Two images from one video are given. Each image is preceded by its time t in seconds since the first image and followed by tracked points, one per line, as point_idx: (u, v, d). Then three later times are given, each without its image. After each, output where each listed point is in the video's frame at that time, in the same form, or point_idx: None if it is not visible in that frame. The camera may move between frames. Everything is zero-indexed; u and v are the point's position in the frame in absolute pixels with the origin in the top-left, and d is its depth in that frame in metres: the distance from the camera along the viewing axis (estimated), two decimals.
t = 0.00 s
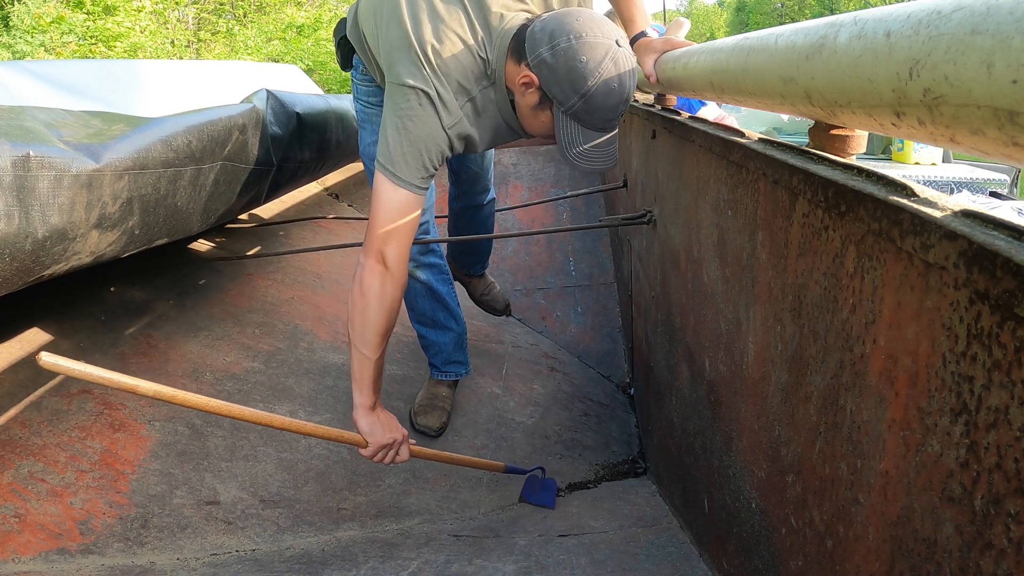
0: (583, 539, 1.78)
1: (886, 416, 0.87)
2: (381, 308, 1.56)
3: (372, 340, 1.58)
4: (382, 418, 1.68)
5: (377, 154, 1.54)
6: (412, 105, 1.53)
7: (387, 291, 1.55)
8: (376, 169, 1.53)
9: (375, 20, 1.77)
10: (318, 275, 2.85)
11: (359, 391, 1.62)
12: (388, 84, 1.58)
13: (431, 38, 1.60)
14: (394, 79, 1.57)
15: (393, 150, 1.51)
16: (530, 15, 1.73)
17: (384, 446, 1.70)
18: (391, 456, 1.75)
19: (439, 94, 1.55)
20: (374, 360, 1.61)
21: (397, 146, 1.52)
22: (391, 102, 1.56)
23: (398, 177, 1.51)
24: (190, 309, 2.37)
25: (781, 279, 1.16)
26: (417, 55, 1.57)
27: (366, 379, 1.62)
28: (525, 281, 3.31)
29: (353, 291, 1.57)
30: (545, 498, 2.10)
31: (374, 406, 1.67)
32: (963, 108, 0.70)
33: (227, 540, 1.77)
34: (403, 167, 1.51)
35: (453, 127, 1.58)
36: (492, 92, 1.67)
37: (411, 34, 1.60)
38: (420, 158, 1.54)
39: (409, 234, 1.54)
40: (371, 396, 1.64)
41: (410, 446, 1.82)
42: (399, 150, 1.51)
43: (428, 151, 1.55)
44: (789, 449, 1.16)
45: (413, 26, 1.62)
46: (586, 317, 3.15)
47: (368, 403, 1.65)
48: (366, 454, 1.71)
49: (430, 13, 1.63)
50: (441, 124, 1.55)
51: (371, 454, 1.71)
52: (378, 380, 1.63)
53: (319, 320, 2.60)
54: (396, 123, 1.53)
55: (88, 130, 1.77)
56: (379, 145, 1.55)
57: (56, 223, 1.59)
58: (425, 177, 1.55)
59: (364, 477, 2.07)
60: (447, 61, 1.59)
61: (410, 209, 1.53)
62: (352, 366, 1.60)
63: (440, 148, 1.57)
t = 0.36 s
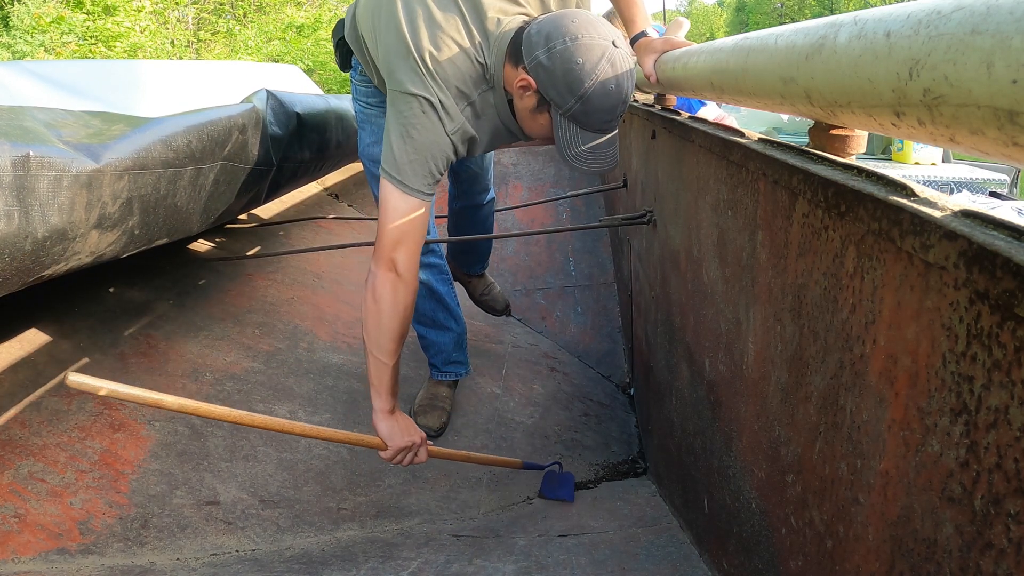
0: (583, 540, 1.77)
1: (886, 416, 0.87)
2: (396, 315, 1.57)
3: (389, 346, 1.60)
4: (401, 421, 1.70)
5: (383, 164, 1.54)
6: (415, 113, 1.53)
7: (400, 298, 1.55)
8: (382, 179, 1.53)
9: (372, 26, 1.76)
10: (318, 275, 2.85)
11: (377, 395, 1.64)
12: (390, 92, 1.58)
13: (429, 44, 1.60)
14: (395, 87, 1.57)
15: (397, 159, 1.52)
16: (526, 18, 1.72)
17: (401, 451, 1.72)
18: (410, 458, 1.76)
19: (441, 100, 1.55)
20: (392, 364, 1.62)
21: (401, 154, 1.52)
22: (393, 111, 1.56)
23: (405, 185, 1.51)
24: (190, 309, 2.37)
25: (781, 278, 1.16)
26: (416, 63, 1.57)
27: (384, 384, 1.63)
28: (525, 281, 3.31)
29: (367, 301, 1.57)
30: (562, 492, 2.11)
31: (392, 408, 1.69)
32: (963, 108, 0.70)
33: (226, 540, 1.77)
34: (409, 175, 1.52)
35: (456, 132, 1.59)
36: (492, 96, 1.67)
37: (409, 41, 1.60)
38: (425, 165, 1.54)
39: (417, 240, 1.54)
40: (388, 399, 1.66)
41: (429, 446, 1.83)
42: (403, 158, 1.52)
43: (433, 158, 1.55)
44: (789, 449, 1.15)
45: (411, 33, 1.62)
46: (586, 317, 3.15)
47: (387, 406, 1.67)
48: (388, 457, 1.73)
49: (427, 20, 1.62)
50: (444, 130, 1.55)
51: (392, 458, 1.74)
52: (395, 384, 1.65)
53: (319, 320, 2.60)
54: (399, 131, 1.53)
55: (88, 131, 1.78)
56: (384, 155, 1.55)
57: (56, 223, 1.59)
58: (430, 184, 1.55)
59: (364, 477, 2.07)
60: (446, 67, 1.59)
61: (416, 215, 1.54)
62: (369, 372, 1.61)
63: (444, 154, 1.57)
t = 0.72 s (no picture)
0: (583, 539, 1.77)
1: (886, 416, 0.87)
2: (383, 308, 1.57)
3: (376, 339, 1.59)
4: (391, 417, 1.70)
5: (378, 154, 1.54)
6: (413, 105, 1.53)
7: (388, 293, 1.55)
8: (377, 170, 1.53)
9: (374, 20, 1.76)
10: (318, 275, 2.85)
11: (367, 391, 1.64)
12: (389, 84, 1.58)
13: (431, 38, 1.60)
14: (396, 80, 1.57)
15: (394, 151, 1.51)
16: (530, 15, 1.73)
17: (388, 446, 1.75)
18: (400, 454, 1.79)
19: (440, 94, 1.55)
20: (380, 361, 1.62)
21: (399, 146, 1.52)
22: (392, 102, 1.56)
23: (400, 178, 1.51)
24: (189, 309, 2.37)
25: (781, 279, 1.16)
26: (418, 56, 1.57)
27: (371, 381, 1.63)
28: (525, 281, 3.31)
29: (353, 292, 1.57)
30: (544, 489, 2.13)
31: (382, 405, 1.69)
32: (963, 108, 0.70)
33: (226, 540, 1.77)
34: (406, 168, 1.51)
35: (455, 127, 1.58)
36: (492, 92, 1.66)
37: (411, 34, 1.60)
38: (421, 159, 1.54)
39: (408, 235, 1.53)
40: (378, 396, 1.66)
41: (418, 442, 1.85)
42: (400, 151, 1.52)
43: (430, 152, 1.54)
44: (789, 449, 1.15)
45: (413, 26, 1.61)
46: (586, 317, 3.15)
47: (376, 402, 1.68)
48: (375, 450, 1.75)
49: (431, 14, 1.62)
50: (442, 124, 1.55)
51: (380, 452, 1.75)
52: (384, 381, 1.65)
53: (319, 320, 2.60)
54: (397, 123, 1.53)
55: (88, 131, 1.78)
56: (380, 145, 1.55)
57: (56, 224, 1.59)
58: (426, 178, 1.55)
59: (364, 477, 2.06)
60: (447, 61, 1.59)
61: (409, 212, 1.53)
62: (358, 367, 1.61)
63: (442, 148, 1.57)
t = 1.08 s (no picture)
0: (583, 539, 1.77)
1: (886, 416, 0.87)
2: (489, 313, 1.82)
3: (491, 335, 1.87)
4: (518, 398, 1.99)
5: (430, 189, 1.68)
6: (443, 140, 1.61)
7: (487, 303, 1.79)
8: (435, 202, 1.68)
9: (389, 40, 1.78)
10: (318, 275, 2.85)
11: (496, 377, 1.94)
12: (417, 120, 1.65)
13: (444, 63, 1.62)
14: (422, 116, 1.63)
15: (442, 186, 1.64)
16: (542, 30, 1.70)
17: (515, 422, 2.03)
18: (520, 431, 2.08)
19: (465, 124, 1.60)
20: (498, 350, 1.89)
21: (444, 181, 1.64)
22: (424, 138, 1.64)
23: (456, 208, 1.65)
24: (189, 309, 2.37)
25: (781, 279, 1.16)
26: (433, 86, 1.61)
27: (496, 366, 1.92)
28: (525, 281, 3.30)
29: (459, 309, 1.83)
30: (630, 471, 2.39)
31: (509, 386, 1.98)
32: (963, 108, 0.70)
33: (226, 540, 1.77)
34: (456, 199, 1.64)
35: (486, 149, 1.64)
36: (510, 107, 1.67)
37: (426, 63, 1.63)
38: (464, 187, 1.64)
39: (484, 250, 1.73)
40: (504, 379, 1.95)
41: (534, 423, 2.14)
42: (444, 184, 1.64)
43: (472, 179, 1.64)
44: (789, 448, 1.15)
45: (426, 54, 1.63)
46: (586, 317, 3.15)
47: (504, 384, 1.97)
48: (502, 428, 2.04)
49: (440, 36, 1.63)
50: (472, 152, 1.61)
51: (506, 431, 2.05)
52: (506, 365, 1.93)
53: (319, 320, 2.60)
54: (436, 160, 1.63)
55: (88, 131, 1.78)
56: (427, 180, 1.68)
57: (56, 223, 1.59)
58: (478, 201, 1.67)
59: (364, 477, 2.07)
60: (462, 86, 1.61)
61: (476, 229, 1.69)
62: (482, 360, 1.90)
63: (481, 172, 1.65)
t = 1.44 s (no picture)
0: (583, 539, 1.77)
1: (886, 416, 0.87)
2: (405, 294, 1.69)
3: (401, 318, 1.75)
4: (433, 371, 1.96)
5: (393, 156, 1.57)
6: (429, 110, 1.55)
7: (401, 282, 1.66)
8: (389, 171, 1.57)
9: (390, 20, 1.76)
10: (319, 275, 2.85)
11: (410, 354, 1.88)
12: (405, 88, 1.59)
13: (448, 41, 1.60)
14: (413, 84, 1.58)
15: (409, 155, 1.55)
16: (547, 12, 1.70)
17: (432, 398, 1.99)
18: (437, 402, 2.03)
19: (454, 98, 1.55)
20: (414, 332, 1.81)
21: (412, 152, 1.55)
22: (407, 106, 1.57)
23: (415, 184, 1.55)
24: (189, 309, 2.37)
25: (781, 279, 1.16)
26: (431, 57, 1.57)
27: (415, 346, 1.86)
28: (525, 281, 3.30)
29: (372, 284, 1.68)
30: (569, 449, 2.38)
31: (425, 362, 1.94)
32: (963, 108, 0.70)
33: (226, 540, 1.77)
34: (421, 174, 1.56)
35: (468, 130, 1.59)
36: (509, 92, 1.66)
37: (429, 36, 1.60)
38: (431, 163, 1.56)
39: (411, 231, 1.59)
40: (423, 355, 1.90)
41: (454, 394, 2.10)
42: (411, 153, 1.54)
43: (444, 156, 1.57)
44: (789, 449, 1.15)
45: (431, 28, 1.61)
46: (586, 317, 3.15)
47: (418, 359, 1.91)
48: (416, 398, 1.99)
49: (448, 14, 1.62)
50: (455, 128, 1.56)
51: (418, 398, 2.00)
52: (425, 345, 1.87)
53: (319, 320, 2.60)
54: (410, 128, 1.55)
55: (88, 130, 1.78)
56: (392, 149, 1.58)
57: (55, 224, 1.59)
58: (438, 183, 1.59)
59: (364, 477, 2.07)
60: (464, 63, 1.59)
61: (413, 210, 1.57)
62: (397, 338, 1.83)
63: (455, 152, 1.58)
